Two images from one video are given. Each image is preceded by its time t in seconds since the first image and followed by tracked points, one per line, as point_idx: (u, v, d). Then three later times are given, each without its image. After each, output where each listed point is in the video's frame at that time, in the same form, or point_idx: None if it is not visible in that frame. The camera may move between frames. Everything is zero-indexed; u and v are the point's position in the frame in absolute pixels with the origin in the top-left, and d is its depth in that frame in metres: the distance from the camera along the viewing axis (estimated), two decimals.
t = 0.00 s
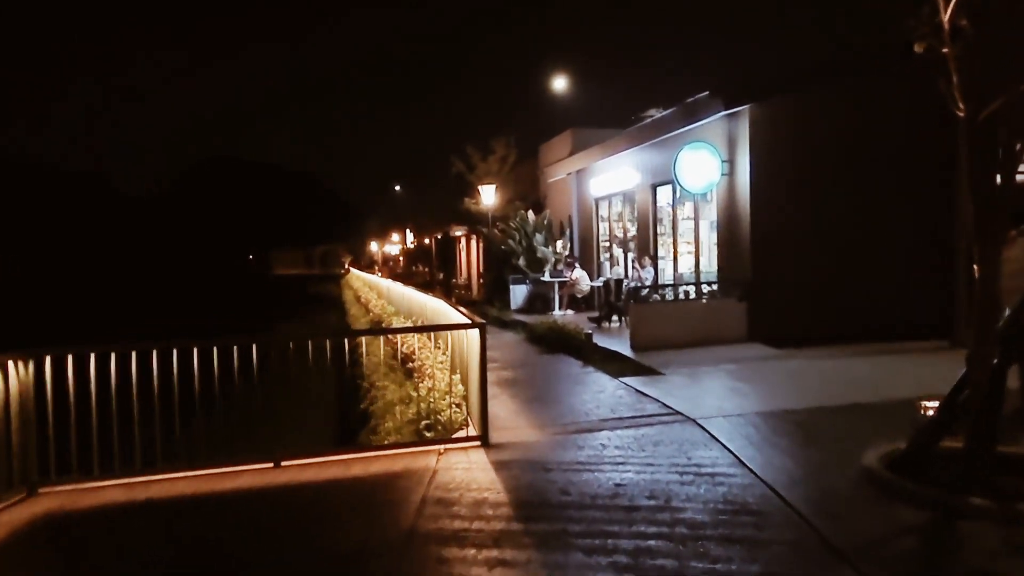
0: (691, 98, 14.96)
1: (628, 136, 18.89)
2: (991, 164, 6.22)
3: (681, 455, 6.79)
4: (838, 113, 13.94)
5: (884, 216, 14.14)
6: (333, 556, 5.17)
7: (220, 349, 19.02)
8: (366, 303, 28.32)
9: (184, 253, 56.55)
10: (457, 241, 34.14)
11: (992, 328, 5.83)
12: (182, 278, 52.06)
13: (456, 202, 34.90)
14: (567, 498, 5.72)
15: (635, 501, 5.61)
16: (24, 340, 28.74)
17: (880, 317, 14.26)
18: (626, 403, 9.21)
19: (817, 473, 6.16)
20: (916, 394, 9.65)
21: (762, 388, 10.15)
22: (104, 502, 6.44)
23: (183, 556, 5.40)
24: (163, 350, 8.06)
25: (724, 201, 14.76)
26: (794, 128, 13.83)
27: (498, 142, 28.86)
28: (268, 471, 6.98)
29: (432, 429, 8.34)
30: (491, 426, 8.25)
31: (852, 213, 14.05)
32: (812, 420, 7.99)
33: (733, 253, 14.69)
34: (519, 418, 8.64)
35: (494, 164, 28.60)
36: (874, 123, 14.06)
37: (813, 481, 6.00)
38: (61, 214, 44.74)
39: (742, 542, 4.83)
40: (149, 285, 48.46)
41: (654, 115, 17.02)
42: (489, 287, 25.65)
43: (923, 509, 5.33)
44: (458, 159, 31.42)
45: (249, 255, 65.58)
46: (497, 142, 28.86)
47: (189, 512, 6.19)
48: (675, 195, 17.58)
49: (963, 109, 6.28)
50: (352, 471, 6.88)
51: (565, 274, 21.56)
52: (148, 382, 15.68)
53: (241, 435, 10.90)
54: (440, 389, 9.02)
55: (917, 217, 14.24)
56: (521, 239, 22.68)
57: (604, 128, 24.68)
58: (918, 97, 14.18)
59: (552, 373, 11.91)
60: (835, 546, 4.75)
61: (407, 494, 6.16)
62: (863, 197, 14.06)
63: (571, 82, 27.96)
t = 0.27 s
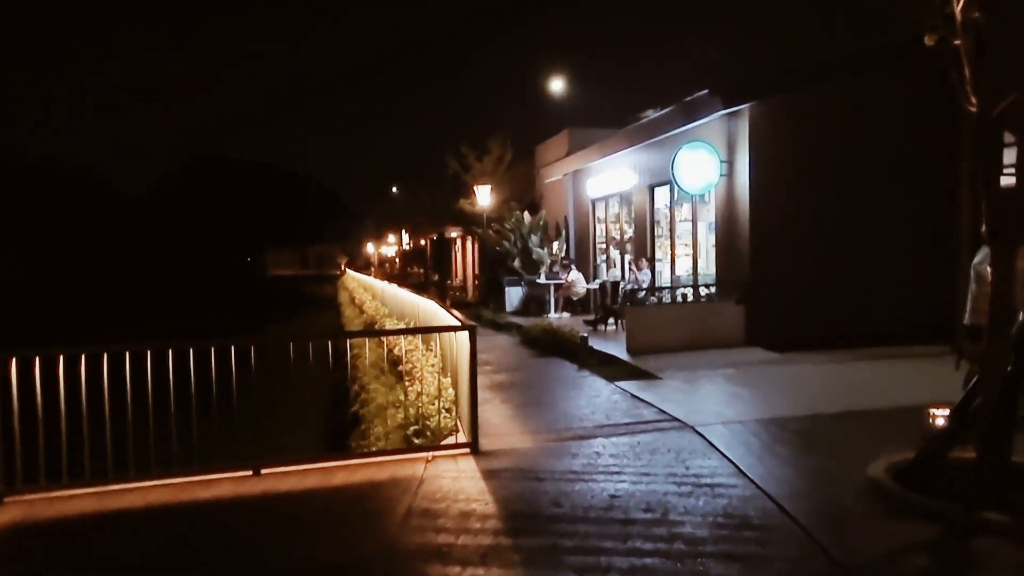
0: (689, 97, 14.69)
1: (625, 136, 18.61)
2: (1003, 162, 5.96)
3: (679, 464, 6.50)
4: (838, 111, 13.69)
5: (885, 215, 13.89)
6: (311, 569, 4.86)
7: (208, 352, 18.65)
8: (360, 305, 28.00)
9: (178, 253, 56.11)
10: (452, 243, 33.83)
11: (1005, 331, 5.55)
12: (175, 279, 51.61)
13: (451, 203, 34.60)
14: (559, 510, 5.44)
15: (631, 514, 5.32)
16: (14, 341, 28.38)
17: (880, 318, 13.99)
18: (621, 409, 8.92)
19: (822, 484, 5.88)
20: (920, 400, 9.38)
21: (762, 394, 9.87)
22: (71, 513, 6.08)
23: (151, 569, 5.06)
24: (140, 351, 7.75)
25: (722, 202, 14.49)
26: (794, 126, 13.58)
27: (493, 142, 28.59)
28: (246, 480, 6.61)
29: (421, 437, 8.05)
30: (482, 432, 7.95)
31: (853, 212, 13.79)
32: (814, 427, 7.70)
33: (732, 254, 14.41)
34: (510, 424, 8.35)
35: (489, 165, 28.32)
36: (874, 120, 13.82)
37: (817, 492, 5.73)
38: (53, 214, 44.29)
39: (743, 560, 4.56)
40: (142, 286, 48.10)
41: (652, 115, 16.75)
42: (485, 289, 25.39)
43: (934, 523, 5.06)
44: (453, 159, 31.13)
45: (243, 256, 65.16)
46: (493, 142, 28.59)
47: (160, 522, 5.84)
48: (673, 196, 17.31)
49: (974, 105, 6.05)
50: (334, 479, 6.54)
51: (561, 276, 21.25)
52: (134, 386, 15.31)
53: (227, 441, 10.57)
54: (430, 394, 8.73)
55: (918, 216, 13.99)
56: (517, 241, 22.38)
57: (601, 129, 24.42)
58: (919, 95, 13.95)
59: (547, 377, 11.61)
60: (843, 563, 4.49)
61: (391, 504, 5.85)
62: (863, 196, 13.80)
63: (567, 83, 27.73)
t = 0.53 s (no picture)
0: (689, 97, 14.38)
1: (624, 137, 18.32)
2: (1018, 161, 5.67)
3: (679, 479, 6.20)
4: (840, 109, 13.39)
5: (887, 215, 13.58)
6: None
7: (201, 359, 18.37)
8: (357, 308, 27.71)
9: (176, 256, 55.82)
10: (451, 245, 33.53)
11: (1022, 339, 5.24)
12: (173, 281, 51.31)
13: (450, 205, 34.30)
14: (552, 531, 5.14)
15: (627, 535, 5.03)
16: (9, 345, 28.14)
17: (881, 319, 13.67)
18: (619, 417, 8.61)
19: (829, 501, 5.58)
20: (927, 408, 9.09)
21: (765, 402, 9.56)
22: (32, 532, 5.66)
23: None
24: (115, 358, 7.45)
25: (723, 204, 14.18)
26: (794, 125, 13.28)
27: (492, 143, 28.31)
28: (222, 497, 6.20)
29: (410, 448, 7.75)
30: (474, 443, 7.65)
31: (852, 212, 13.48)
32: (819, 438, 7.39)
33: (732, 257, 14.10)
34: (503, 434, 8.04)
35: (487, 166, 28.05)
36: (876, 118, 13.52)
37: (824, 510, 5.43)
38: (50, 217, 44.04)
39: None
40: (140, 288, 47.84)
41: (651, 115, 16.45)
42: (482, 291, 25.10)
43: (950, 546, 4.76)
44: (452, 160, 30.84)
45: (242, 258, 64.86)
46: (491, 143, 28.31)
47: (127, 542, 5.44)
48: (673, 197, 17.02)
49: (988, 101, 5.77)
50: (316, 495, 6.17)
51: (559, 279, 20.94)
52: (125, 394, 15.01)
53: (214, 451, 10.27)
54: (421, 403, 8.42)
55: (918, 215, 13.67)
56: (515, 243, 22.07)
57: (600, 130, 24.13)
58: (922, 92, 13.64)
59: (543, 384, 11.30)
60: None
61: (375, 523, 5.53)
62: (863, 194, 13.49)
63: (566, 83, 27.44)
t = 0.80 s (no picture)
0: (692, 91, 14.05)
1: (625, 133, 18.01)
2: None
3: (685, 488, 5.89)
4: (845, 104, 13.09)
5: (892, 212, 13.27)
6: None
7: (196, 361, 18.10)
8: (355, 308, 27.42)
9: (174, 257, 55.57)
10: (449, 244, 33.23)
11: None
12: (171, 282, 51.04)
13: (450, 204, 34.00)
14: (551, 545, 4.84)
15: (632, 550, 4.73)
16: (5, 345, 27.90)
17: (883, 319, 13.34)
18: (621, 422, 8.30)
19: (845, 512, 5.28)
20: (939, 412, 8.79)
21: (771, 406, 9.24)
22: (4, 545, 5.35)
23: None
24: (92, 364, 7.16)
25: (726, 202, 13.88)
26: (798, 121, 12.98)
27: (491, 141, 28.02)
28: (205, 507, 5.90)
29: (404, 454, 7.45)
30: (471, 449, 7.34)
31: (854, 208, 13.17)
32: (829, 446, 7.07)
33: (736, 256, 13.80)
34: (501, 439, 7.74)
35: (486, 165, 27.75)
36: (881, 113, 13.21)
37: (839, 522, 5.12)
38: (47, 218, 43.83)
39: None
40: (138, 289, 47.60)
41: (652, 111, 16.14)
42: (482, 291, 24.81)
43: (977, 563, 4.46)
44: (451, 159, 30.56)
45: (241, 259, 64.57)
46: (491, 142, 28.02)
47: (103, 556, 5.13)
48: (675, 195, 16.72)
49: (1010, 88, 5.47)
50: (304, 505, 5.86)
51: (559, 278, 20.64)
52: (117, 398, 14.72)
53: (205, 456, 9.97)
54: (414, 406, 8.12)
55: (921, 211, 13.33)
56: (514, 242, 21.76)
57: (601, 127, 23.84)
58: (928, 87, 13.34)
59: (543, 386, 11.00)
60: None
61: (365, 536, 5.21)
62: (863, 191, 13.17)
63: (566, 82, 27.14)
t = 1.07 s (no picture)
0: (695, 87, 13.73)
1: (625, 131, 17.71)
2: None
3: (693, 501, 5.60)
4: (846, 100, 12.79)
5: (895, 211, 12.97)
6: None
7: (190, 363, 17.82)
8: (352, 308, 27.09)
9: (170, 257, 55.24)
10: (447, 244, 32.93)
11: None
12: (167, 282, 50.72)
13: (447, 204, 33.67)
14: (552, 565, 4.55)
15: (640, 571, 4.43)
16: None
17: (885, 320, 13.04)
18: (623, 429, 8.00)
19: (863, 529, 4.98)
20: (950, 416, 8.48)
21: (777, 411, 8.94)
22: None
23: None
24: (68, 371, 6.82)
25: (729, 200, 13.59)
26: (800, 117, 12.68)
27: (489, 140, 27.70)
28: (187, 522, 5.57)
29: (398, 464, 7.14)
30: (468, 458, 7.04)
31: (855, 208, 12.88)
32: (839, 455, 6.77)
33: (739, 256, 13.50)
34: (499, 448, 7.44)
35: (484, 164, 27.45)
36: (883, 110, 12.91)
37: (858, 539, 4.83)
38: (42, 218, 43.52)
39: None
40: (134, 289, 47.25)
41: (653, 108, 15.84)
42: (480, 292, 24.51)
43: None
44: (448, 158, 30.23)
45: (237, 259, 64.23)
46: (489, 140, 27.70)
47: None
48: (676, 194, 16.43)
49: None
50: (291, 519, 5.54)
51: (558, 278, 20.34)
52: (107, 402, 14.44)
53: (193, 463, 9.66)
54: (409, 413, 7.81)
55: (923, 210, 13.03)
56: (512, 241, 21.47)
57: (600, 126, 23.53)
58: (931, 83, 13.04)
59: (542, 390, 10.69)
60: None
61: (356, 554, 4.90)
62: (864, 189, 12.88)
63: (565, 81, 26.84)
